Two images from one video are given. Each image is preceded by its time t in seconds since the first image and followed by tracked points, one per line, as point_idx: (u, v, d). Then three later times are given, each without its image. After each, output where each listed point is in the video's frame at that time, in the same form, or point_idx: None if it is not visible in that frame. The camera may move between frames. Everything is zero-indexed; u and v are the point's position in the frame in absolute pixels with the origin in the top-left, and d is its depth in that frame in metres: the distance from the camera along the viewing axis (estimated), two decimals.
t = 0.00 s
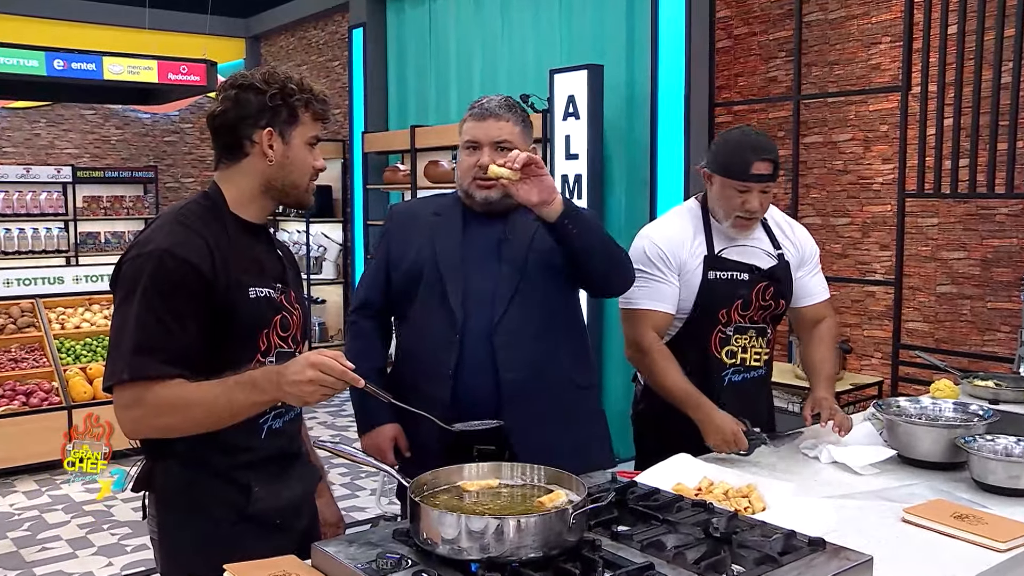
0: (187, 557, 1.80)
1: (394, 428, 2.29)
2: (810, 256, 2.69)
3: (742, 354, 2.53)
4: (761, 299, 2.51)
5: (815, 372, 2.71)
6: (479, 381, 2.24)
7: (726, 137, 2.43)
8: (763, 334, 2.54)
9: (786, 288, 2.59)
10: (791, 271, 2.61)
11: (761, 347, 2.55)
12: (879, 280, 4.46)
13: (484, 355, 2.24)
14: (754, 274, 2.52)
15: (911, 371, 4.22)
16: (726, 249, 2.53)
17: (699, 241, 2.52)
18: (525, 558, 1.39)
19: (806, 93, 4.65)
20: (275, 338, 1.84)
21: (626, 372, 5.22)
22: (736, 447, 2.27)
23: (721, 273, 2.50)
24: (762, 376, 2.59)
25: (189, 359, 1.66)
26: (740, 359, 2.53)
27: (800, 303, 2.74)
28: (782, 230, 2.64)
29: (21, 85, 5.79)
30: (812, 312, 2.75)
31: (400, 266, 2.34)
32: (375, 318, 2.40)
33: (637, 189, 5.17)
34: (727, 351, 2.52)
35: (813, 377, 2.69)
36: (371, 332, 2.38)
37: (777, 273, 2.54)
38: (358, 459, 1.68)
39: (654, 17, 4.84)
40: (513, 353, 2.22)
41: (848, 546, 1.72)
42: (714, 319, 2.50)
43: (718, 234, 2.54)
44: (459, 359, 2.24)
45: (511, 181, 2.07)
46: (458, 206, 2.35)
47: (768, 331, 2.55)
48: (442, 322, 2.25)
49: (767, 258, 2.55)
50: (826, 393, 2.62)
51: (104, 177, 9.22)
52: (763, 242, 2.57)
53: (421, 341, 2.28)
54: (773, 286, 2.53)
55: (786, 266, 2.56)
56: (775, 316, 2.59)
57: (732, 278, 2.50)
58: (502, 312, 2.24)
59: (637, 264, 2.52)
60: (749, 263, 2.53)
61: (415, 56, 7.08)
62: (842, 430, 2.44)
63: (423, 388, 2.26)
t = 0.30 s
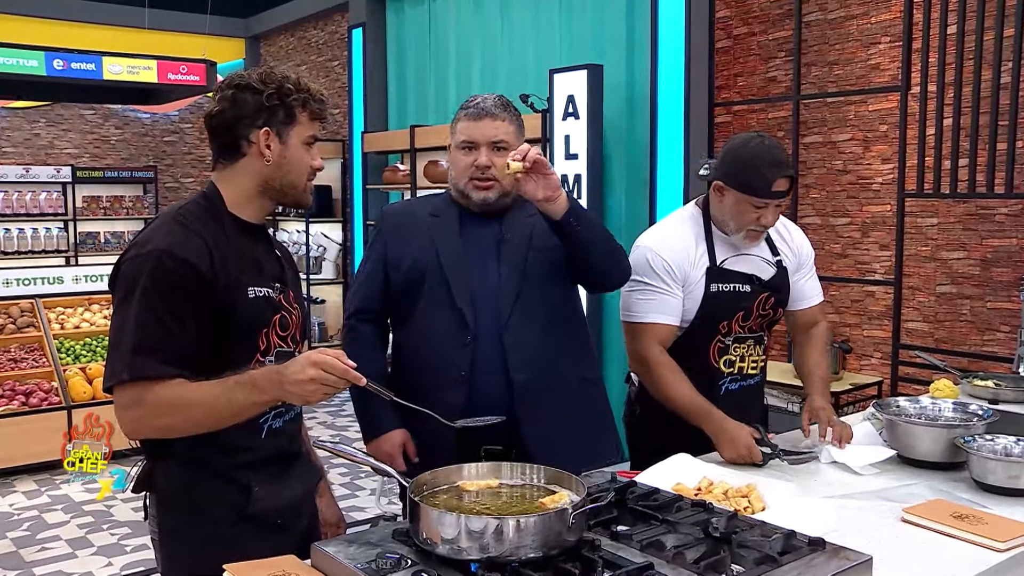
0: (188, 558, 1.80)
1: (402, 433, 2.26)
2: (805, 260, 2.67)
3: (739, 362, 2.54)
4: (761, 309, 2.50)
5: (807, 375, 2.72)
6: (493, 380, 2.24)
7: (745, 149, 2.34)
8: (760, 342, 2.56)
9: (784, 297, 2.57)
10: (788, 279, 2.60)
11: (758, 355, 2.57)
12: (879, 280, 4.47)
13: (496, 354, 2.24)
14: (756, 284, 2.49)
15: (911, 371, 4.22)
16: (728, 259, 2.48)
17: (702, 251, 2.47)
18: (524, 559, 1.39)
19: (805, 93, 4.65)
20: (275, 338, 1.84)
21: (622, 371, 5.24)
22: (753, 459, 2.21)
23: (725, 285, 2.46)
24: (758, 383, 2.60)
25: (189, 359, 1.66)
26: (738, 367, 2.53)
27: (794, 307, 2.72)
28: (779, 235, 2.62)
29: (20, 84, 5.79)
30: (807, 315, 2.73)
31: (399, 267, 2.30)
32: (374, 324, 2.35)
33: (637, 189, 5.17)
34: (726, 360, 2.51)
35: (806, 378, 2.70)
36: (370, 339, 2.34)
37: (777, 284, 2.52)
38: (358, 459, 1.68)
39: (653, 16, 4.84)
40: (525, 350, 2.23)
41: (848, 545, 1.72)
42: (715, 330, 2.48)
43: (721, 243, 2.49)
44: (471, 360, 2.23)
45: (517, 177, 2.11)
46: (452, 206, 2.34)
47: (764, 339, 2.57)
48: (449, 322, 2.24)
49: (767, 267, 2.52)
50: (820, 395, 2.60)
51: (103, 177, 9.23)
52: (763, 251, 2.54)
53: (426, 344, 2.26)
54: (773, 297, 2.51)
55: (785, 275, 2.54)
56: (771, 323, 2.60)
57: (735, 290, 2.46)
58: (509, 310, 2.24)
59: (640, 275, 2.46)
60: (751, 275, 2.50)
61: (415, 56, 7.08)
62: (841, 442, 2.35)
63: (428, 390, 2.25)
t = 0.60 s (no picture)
0: (191, 560, 1.80)
1: (403, 434, 2.25)
2: (801, 258, 2.67)
3: (743, 362, 2.54)
4: (763, 308, 2.50)
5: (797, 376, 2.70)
6: (491, 379, 2.24)
7: (749, 152, 2.34)
8: (761, 341, 2.56)
9: (785, 295, 2.57)
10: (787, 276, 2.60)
11: (760, 354, 2.56)
12: (879, 280, 4.47)
13: (494, 355, 2.24)
14: (757, 283, 2.49)
15: (911, 371, 4.23)
16: (730, 258, 2.48)
17: (703, 249, 2.46)
18: (524, 559, 1.39)
19: (805, 93, 4.65)
20: (277, 337, 1.84)
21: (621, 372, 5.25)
22: (757, 457, 2.22)
23: (727, 284, 2.45)
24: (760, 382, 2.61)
25: (192, 361, 1.67)
26: (742, 367, 2.53)
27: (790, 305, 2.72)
28: (774, 234, 2.61)
29: (20, 84, 5.78)
30: (801, 313, 2.74)
31: (396, 268, 2.30)
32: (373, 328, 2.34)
33: (638, 190, 5.17)
34: (729, 360, 2.51)
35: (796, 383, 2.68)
36: (369, 339, 2.32)
37: (779, 282, 2.52)
38: (357, 459, 1.68)
39: (654, 15, 4.84)
40: (522, 349, 2.24)
41: (848, 545, 1.72)
42: (718, 330, 2.47)
43: (722, 242, 2.48)
44: (469, 360, 2.23)
45: (513, 172, 2.08)
46: (446, 208, 2.34)
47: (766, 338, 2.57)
48: (447, 323, 2.24)
49: (767, 265, 2.52)
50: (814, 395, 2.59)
51: (103, 177, 9.23)
52: (763, 248, 2.54)
53: (425, 345, 2.25)
54: (775, 295, 2.52)
55: (785, 273, 2.54)
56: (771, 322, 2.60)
57: (738, 288, 2.46)
58: (507, 309, 2.24)
59: (641, 277, 2.46)
60: (753, 273, 2.50)
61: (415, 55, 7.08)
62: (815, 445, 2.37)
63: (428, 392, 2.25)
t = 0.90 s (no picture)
0: (200, 562, 1.80)
1: (399, 438, 2.24)
2: (800, 256, 2.67)
3: (744, 361, 2.53)
4: (764, 306, 2.51)
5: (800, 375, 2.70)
6: (489, 383, 2.24)
7: (749, 148, 2.35)
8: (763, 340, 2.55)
9: (785, 294, 2.58)
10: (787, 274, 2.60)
11: (762, 353, 2.56)
12: (879, 280, 4.47)
13: (492, 359, 2.24)
14: (758, 280, 2.49)
15: (911, 371, 4.23)
16: (731, 256, 2.49)
17: (705, 246, 2.47)
18: (524, 559, 1.39)
19: (805, 93, 4.65)
20: (283, 338, 1.84)
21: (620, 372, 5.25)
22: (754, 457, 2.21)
23: (729, 281, 2.46)
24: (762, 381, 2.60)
25: (198, 365, 1.67)
26: (744, 365, 2.53)
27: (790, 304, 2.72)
28: (773, 231, 2.62)
29: (19, 83, 5.78)
30: (800, 312, 2.74)
31: (394, 268, 2.28)
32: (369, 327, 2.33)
33: (639, 190, 5.17)
34: (731, 358, 2.51)
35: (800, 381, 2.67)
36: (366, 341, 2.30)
37: (779, 279, 2.53)
38: (357, 459, 1.68)
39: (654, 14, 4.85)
40: (520, 355, 2.24)
41: (849, 545, 1.72)
42: (720, 328, 2.47)
43: (723, 239, 2.49)
44: (468, 365, 2.23)
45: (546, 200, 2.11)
46: (444, 207, 2.33)
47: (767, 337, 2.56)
48: (446, 327, 2.23)
49: (767, 262, 2.53)
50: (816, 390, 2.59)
51: (103, 177, 9.24)
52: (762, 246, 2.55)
53: (424, 347, 2.24)
54: (775, 292, 2.52)
55: (784, 270, 2.55)
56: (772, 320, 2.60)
57: (739, 286, 2.46)
58: (506, 313, 2.24)
59: (643, 274, 2.46)
60: (753, 271, 2.50)
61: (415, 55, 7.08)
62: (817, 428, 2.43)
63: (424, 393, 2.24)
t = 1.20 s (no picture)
0: (203, 563, 1.80)
1: (406, 442, 2.23)
2: (800, 258, 2.67)
3: (742, 360, 2.53)
4: (762, 306, 2.51)
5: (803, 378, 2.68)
6: (504, 398, 2.17)
7: (745, 146, 2.35)
8: (761, 340, 2.55)
9: (783, 294, 2.58)
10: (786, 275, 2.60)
11: (760, 353, 2.56)
12: (878, 280, 4.48)
13: (506, 374, 2.17)
14: (756, 280, 2.49)
15: (911, 371, 4.23)
16: (729, 256, 2.49)
17: (703, 246, 2.47)
18: (524, 558, 1.39)
19: (805, 93, 4.65)
20: (284, 338, 1.84)
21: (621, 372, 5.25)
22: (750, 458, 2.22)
23: (726, 281, 2.46)
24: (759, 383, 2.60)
25: (199, 366, 1.66)
26: (741, 365, 2.53)
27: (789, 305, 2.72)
28: (773, 231, 2.62)
29: (19, 83, 5.78)
30: (801, 314, 2.73)
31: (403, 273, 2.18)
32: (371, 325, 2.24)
33: (638, 190, 5.17)
34: (728, 358, 2.51)
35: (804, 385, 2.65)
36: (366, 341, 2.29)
37: (777, 280, 2.53)
38: (357, 458, 1.68)
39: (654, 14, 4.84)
40: (535, 370, 2.18)
41: (848, 546, 1.72)
42: (717, 327, 2.47)
43: (722, 239, 2.49)
44: (483, 380, 2.16)
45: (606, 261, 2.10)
46: (454, 205, 2.22)
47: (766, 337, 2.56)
48: (460, 339, 2.15)
49: (765, 263, 2.54)
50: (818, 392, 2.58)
51: (103, 177, 9.25)
52: (761, 247, 2.55)
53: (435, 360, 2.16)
54: (774, 292, 2.52)
55: (783, 271, 2.56)
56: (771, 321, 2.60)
57: (737, 286, 2.47)
58: (522, 326, 2.17)
59: (642, 272, 2.45)
60: (751, 271, 2.50)
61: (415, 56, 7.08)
62: (837, 448, 2.33)
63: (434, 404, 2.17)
